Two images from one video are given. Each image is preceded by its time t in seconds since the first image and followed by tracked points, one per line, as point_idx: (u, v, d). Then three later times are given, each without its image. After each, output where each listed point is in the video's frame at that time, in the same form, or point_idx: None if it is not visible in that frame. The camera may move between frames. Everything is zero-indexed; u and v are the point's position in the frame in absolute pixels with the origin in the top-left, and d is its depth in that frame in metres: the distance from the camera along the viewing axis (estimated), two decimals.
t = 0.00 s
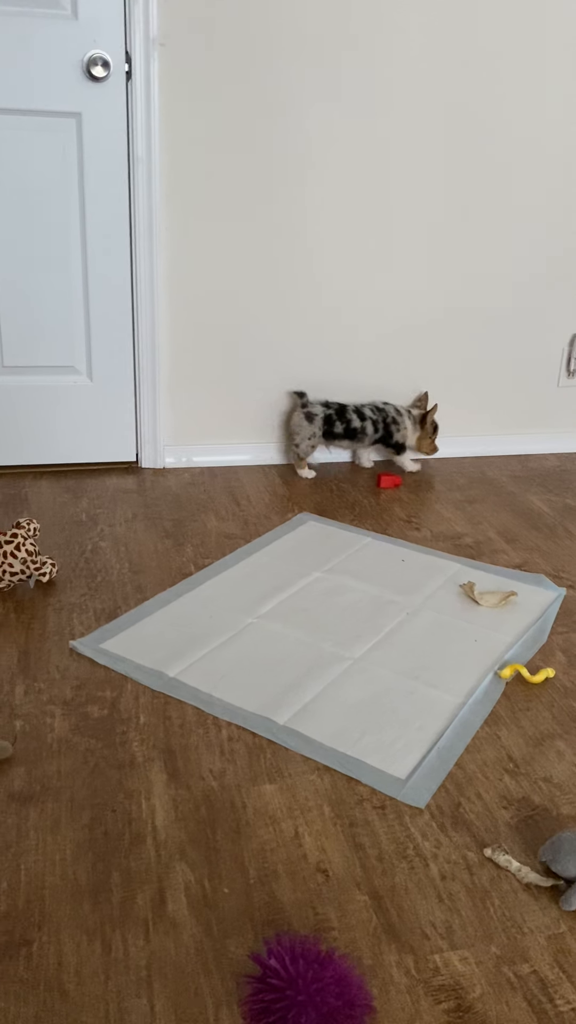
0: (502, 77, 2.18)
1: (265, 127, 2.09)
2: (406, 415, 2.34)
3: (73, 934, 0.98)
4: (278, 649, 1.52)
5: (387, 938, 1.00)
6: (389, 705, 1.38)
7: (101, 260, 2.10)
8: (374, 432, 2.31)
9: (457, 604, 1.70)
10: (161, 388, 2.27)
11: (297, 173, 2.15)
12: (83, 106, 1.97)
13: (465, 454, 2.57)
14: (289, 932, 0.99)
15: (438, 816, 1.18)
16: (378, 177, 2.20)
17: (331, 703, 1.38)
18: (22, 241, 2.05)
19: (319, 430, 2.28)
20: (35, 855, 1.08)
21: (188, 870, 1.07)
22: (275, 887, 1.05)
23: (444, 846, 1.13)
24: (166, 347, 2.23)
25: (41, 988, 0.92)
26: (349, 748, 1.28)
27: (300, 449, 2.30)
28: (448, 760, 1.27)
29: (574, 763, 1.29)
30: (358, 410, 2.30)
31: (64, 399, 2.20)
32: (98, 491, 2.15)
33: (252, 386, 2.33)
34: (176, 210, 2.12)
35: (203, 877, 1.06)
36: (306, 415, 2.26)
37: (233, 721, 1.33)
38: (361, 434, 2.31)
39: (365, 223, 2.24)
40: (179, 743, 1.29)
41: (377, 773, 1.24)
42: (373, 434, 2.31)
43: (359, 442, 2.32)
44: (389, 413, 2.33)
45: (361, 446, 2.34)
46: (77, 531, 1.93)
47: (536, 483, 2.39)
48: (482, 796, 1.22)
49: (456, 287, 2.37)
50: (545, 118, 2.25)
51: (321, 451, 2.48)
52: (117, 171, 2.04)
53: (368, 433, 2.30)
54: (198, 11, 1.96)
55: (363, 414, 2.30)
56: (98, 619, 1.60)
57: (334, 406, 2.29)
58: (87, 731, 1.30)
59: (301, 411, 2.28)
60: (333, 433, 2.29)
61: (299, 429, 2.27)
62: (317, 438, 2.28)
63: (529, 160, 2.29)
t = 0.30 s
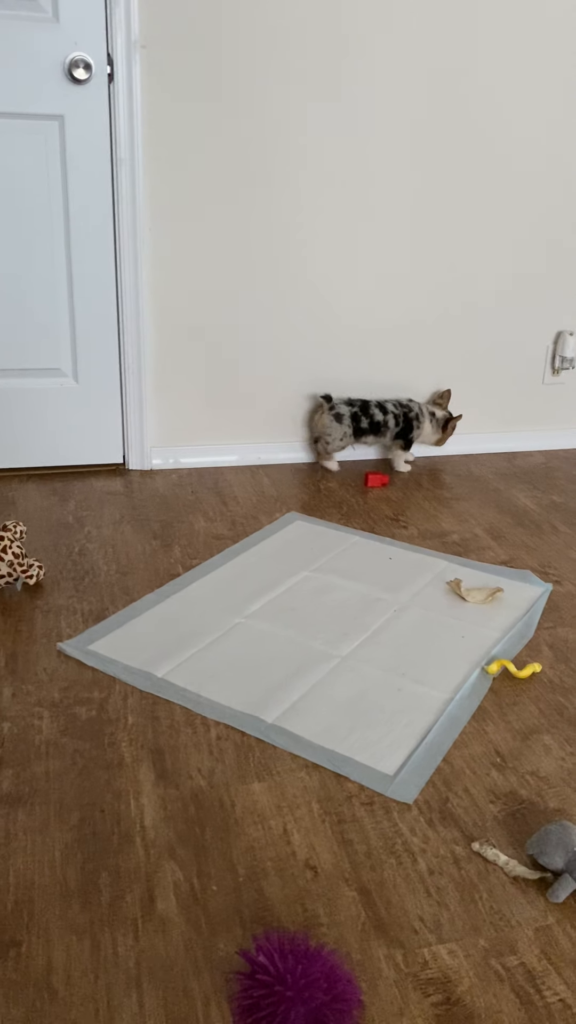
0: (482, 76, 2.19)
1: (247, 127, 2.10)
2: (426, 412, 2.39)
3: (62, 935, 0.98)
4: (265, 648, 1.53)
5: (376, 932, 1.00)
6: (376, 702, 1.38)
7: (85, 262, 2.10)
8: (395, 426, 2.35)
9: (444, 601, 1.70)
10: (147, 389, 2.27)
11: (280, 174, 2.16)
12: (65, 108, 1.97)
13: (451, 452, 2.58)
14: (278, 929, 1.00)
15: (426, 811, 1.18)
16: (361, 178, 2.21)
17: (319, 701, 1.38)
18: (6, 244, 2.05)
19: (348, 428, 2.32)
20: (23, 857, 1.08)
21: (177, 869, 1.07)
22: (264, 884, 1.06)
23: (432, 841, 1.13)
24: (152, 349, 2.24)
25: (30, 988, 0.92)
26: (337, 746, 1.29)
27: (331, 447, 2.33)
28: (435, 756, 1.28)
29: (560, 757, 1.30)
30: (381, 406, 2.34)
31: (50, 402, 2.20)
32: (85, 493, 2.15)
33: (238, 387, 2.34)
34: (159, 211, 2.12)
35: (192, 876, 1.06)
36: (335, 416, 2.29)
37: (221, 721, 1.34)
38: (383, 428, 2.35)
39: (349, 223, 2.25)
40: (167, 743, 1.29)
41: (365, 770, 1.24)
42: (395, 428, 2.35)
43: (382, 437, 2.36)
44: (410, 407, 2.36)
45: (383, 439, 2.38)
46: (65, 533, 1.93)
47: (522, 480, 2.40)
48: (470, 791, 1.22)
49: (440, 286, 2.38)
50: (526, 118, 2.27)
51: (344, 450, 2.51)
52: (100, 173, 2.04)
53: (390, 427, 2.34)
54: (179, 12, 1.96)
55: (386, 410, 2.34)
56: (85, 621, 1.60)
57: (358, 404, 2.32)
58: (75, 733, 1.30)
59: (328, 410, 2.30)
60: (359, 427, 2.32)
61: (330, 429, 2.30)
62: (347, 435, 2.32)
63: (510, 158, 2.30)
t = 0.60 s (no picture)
0: (470, 76, 2.20)
1: (235, 129, 2.10)
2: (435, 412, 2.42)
3: (58, 940, 0.97)
4: (259, 649, 1.52)
5: (373, 933, 1.00)
6: (371, 702, 1.38)
7: (74, 264, 2.10)
8: (405, 426, 2.38)
9: (438, 601, 1.71)
10: (138, 392, 2.26)
11: (270, 176, 2.16)
12: (54, 111, 1.97)
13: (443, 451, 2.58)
14: (275, 931, 1.00)
15: (422, 811, 1.18)
16: (351, 179, 2.21)
17: (314, 701, 1.38)
18: None
19: (358, 428, 2.33)
20: (19, 862, 1.07)
21: (173, 872, 1.07)
22: (260, 886, 1.06)
23: (428, 840, 1.13)
24: (143, 351, 2.23)
25: (27, 993, 0.91)
26: (332, 746, 1.29)
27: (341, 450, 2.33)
28: (431, 756, 1.28)
29: (555, 755, 1.30)
30: (392, 406, 2.36)
31: (41, 405, 2.19)
32: (76, 497, 2.15)
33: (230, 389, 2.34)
34: (149, 214, 2.12)
35: (188, 879, 1.06)
36: (345, 416, 2.30)
37: (216, 723, 1.33)
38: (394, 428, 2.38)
39: (338, 224, 2.25)
40: (162, 745, 1.29)
41: (361, 770, 1.24)
42: (404, 428, 2.39)
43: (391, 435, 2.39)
44: (419, 405, 2.40)
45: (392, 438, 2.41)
46: (57, 537, 1.93)
47: (513, 479, 2.40)
48: (465, 790, 1.22)
49: (430, 286, 2.39)
50: (513, 117, 2.27)
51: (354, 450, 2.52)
52: (89, 175, 2.04)
53: (400, 428, 2.38)
54: (167, 15, 1.96)
55: (397, 410, 2.36)
56: (78, 625, 1.59)
57: (369, 405, 2.34)
58: (70, 736, 1.30)
59: (339, 410, 2.31)
60: (370, 428, 2.35)
61: (339, 430, 2.31)
62: (356, 435, 2.33)
63: (498, 158, 2.31)
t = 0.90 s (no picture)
0: (455, 76, 2.20)
1: (221, 132, 2.10)
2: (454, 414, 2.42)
3: (53, 944, 0.97)
4: (252, 651, 1.53)
5: (368, 932, 1.00)
6: (364, 702, 1.39)
7: (62, 268, 2.10)
8: (423, 427, 2.37)
9: (429, 600, 1.71)
10: (128, 395, 2.26)
11: (257, 178, 2.16)
12: (39, 115, 1.97)
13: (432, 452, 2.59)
14: (270, 931, 1.00)
15: (415, 810, 1.18)
16: (338, 180, 2.22)
17: (307, 702, 1.39)
18: None
19: (370, 426, 2.34)
20: (13, 867, 1.07)
21: (168, 875, 1.07)
22: (255, 887, 1.06)
23: (421, 839, 1.14)
24: (133, 354, 2.23)
25: (22, 998, 0.91)
26: (325, 746, 1.29)
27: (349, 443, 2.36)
28: (424, 754, 1.28)
29: (548, 752, 1.30)
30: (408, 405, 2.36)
31: (31, 409, 2.19)
32: (67, 501, 2.14)
33: (220, 391, 2.34)
34: (136, 218, 2.12)
35: (182, 881, 1.06)
36: (358, 412, 2.32)
37: (209, 725, 1.34)
38: (412, 428, 2.37)
39: (326, 225, 2.26)
40: (156, 748, 1.29)
41: (354, 770, 1.25)
42: (422, 428, 2.37)
43: (409, 436, 2.38)
44: (438, 406, 2.39)
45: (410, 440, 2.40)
46: (48, 541, 1.93)
47: (504, 477, 2.41)
48: (459, 788, 1.23)
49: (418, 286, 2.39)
50: (498, 118, 2.28)
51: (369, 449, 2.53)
52: (76, 180, 2.04)
53: (417, 428, 2.36)
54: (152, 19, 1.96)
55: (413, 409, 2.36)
56: (71, 629, 1.59)
57: (385, 405, 2.33)
58: (63, 741, 1.30)
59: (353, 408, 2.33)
60: (383, 427, 2.34)
61: (350, 424, 2.33)
62: (366, 434, 2.34)
63: (484, 158, 2.31)
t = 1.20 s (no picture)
0: (435, 75, 2.21)
1: (202, 134, 2.10)
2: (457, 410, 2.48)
3: (42, 947, 0.97)
4: (239, 651, 1.53)
5: (356, 929, 1.01)
6: (351, 700, 1.39)
7: (45, 272, 2.09)
8: (428, 422, 2.44)
9: (415, 598, 1.72)
10: (112, 398, 2.26)
11: (239, 179, 2.17)
12: (20, 119, 1.96)
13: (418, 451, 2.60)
14: (259, 930, 1.00)
15: (403, 807, 1.19)
16: (320, 180, 2.23)
17: (294, 702, 1.39)
18: None
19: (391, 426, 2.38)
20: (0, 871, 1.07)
21: (156, 876, 1.07)
22: (243, 887, 1.06)
23: (409, 835, 1.14)
24: (117, 357, 2.23)
25: (11, 1002, 0.91)
26: (313, 744, 1.29)
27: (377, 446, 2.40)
28: (411, 751, 1.29)
29: (535, 746, 1.31)
30: (414, 401, 2.42)
31: (16, 414, 2.19)
32: (53, 505, 2.14)
33: (205, 394, 2.34)
34: (118, 220, 2.12)
35: (171, 881, 1.06)
36: (377, 415, 2.36)
37: (197, 726, 1.34)
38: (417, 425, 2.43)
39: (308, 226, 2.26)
40: (143, 750, 1.29)
41: (342, 768, 1.25)
42: (427, 423, 2.44)
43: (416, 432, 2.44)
44: (442, 406, 2.46)
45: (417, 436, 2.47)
46: (33, 546, 1.92)
47: (489, 475, 2.42)
48: (446, 785, 1.23)
49: (401, 286, 2.40)
50: (479, 117, 2.29)
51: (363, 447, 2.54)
52: (57, 183, 2.04)
53: (423, 424, 2.43)
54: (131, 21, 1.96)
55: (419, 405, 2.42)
56: (57, 633, 1.59)
57: (394, 398, 2.41)
58: (50, 744, 1.30)
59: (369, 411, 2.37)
60: (398, 426, 2.40)
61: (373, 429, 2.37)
62: (390, 434, 2.38)
63: (464, 157, 2.33)
